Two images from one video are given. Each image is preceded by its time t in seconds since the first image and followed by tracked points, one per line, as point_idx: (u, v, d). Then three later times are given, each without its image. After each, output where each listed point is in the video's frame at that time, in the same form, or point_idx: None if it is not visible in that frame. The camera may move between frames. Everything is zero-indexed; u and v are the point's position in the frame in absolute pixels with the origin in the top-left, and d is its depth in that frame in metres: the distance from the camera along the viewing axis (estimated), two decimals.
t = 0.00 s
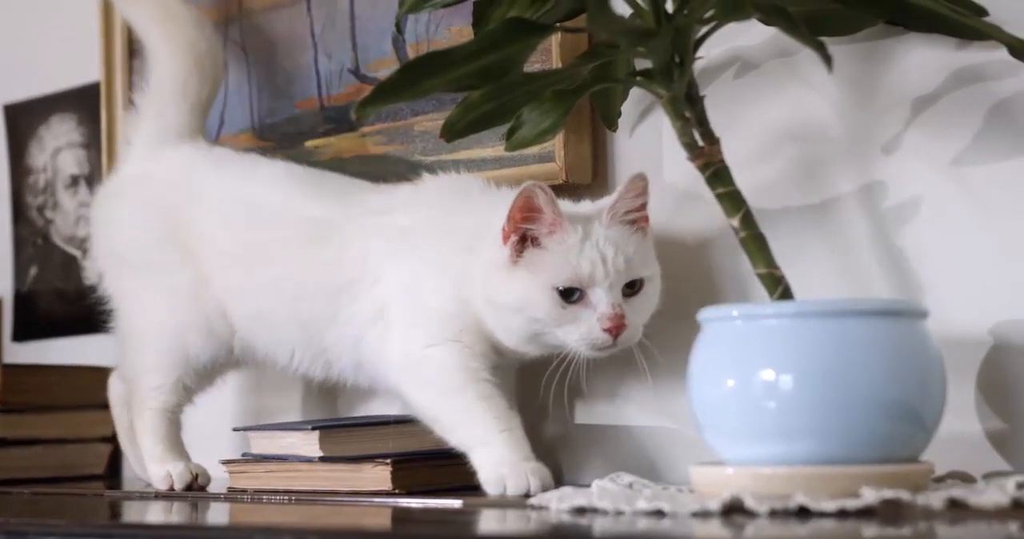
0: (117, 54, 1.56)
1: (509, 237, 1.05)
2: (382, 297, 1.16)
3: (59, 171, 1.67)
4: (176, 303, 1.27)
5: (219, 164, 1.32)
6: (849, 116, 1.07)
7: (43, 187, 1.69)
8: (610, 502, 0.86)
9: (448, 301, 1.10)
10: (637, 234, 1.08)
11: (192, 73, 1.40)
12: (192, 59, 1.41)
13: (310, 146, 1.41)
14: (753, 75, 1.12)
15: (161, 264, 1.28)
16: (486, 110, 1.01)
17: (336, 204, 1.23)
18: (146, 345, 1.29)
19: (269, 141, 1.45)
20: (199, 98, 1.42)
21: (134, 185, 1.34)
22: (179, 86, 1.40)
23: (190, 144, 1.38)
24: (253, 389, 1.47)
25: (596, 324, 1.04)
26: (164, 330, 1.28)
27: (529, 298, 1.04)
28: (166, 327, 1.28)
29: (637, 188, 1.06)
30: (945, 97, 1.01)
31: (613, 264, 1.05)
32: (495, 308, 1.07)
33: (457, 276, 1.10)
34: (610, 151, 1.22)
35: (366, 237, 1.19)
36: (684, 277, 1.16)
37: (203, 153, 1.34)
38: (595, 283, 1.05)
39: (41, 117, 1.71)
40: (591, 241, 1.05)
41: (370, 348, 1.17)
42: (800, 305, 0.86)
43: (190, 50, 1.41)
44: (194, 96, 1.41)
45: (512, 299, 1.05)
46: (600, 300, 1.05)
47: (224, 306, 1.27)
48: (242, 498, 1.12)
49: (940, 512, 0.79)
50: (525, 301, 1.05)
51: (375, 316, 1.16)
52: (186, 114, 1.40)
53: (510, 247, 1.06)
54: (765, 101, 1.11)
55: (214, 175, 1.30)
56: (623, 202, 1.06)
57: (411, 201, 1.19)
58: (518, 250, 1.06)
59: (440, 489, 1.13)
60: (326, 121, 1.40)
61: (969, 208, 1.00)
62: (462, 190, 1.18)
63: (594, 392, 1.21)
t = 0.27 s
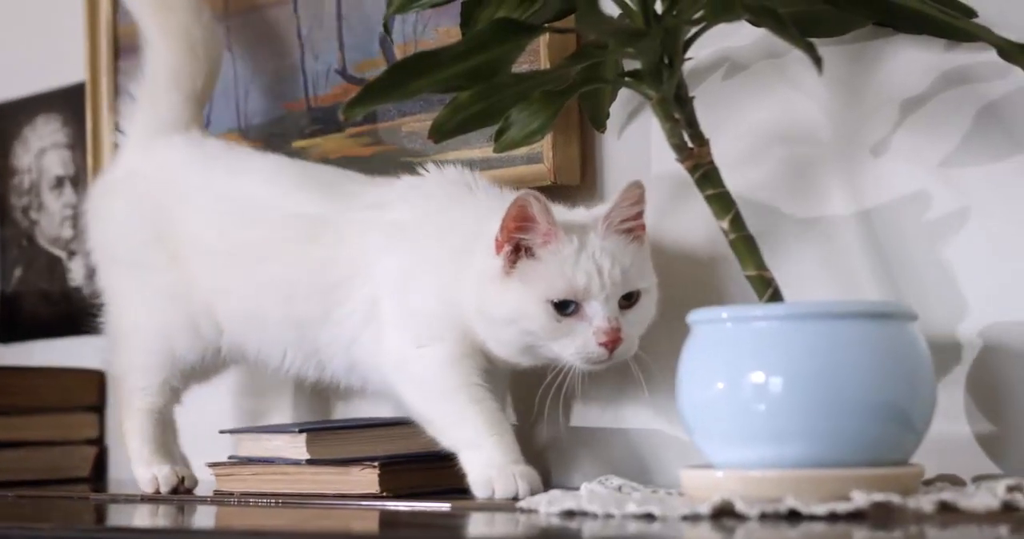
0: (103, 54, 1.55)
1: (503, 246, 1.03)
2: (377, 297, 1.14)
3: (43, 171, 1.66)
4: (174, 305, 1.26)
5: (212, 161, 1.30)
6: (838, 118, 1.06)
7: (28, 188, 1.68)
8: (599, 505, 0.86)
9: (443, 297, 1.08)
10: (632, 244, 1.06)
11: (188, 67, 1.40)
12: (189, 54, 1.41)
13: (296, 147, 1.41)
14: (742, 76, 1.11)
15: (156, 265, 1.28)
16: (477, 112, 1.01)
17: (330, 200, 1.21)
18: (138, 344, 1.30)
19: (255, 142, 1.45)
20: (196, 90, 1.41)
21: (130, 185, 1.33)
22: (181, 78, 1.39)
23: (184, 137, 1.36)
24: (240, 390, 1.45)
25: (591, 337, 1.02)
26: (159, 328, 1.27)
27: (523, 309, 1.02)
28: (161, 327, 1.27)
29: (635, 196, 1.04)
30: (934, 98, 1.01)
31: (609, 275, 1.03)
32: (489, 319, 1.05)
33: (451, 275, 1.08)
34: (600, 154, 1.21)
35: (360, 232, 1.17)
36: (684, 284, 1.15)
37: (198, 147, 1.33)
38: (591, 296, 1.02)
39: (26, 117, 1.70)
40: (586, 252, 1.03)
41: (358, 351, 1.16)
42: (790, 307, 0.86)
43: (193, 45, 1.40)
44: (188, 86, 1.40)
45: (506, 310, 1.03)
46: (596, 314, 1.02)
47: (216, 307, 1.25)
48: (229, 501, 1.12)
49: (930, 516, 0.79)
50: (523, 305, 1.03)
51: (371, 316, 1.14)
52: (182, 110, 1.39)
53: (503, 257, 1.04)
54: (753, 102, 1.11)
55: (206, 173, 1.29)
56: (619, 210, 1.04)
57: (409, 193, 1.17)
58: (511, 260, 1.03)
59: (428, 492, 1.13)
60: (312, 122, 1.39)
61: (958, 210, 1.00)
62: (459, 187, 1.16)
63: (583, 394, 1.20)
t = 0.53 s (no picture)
0: (91, 49, 1.54)
1: (508, 258, 1.00)
2: (367, 290, 1.12)
3: (31, 167, 1.65)
4: (170, 299, 1.25)
5: (204, 151, 1.28)
6: (831, 116, 1.06)
7: (15, 184, 1.67)
8: (592, 504, 0.85)
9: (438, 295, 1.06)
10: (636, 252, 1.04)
11: (175, 55, 1.37)
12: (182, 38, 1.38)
13: (286, 144, 1.40)
14: (734, 74, 1.11)
15: (148, 258, 1.27)
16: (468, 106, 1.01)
17: (323, 191, 1.19)
18: (125, 340, 1.29)
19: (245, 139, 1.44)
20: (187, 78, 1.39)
21: (121, 176, 1.31)
22: (167, 65, 1.37)
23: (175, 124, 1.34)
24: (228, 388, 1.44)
25: (602, 352, 1.00)
26: (152, 321, 1.26)
27: (531, 323, 1.00)
28: (154, 320, 1.26)
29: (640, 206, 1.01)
30: (927, 97, 1.01)
31: (618, 288, 1.01)
32: (493, 331, 1.03)
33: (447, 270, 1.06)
34: (592, 152, 1.21)
35: (355, 225, 1.15)
36: (686, 287, 1.14)
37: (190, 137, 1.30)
38: (601, 308, 1.00)
39: (13, 113, 1.69)
40: (594, 263, 1.01)
41: (349, 349, 1.16)
42: (783, 305, 0.85)
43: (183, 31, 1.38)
44: (178, 74, 1.38)
45: (512, 324, 1.01)
46: (605, 327, 1.00)
47: (210, 302, 1.23)
48: (218, 499, 1.12)
49: (924, 514, 0.79)
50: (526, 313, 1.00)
51: (363, 312, 1.13)
52: (173, 98, 1.36)
53: (509, 269, 1.01)
54: (746, 99, 1.10)
55: (198, 164, 1.26)
56: (625, 221, 1.02)
57: (406, 188, 1.16)
58: (517, 272, 1.00)
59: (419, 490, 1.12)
60: (302, 119, 1.38)
61: (951, 209, 1.00)
62: (457, 186, 1.14)
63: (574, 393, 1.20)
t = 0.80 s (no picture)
0: (79, 42, 1.53)
1: (504, 250, 0.99)
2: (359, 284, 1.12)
3: (16, 160, 1.64)
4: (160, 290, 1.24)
5: (194, 139, 1.26)
6: (822, 110, 1.06)
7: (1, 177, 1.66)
8: (582, 499, 0.85)
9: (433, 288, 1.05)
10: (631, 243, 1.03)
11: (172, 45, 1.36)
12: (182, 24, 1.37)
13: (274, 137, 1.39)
14: (724, 68, 1.11)
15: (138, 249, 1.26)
16: (460, 99, 1.00)
17: (316, 179, 1.18)
18: (117, 334, 1.28)
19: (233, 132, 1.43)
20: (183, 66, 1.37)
21: (112, 167, 1.30)
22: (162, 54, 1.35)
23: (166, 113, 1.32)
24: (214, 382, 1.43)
25: (601, 343, 0.99)
26: (141, 313, 1.25)
27: (528, 315, 0.99)
28: (144, 311, 1.25)
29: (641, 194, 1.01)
30: (919, 91, 1.01)
31: (615, 278, 1.00)
32: (488, 323, 1.02)
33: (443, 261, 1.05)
34: (581, 146, 1.20)
35: (350, 213, 1.14)
36: (680, 282, 1.14)
37: (181, 126, 1.29)
38: (598, 299, 1.00)
39: None
40: (590, 254, 1.00)
41: (337, 343, 1.15)
42: (774, 300, 0.85)
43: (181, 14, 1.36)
44: (170, 65, 1.36)
45: (508, 316, 1.00)
46: (603, 318, 1.00)
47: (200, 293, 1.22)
48: (205, 494, 1.11)
49: (915, 510, 0.78)
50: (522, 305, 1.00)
51: (354, 303, 1.12)
52: (167, 86, 1.35)
53: (504, 261, 1.00)
54: (735, 94, 1.10)
55: (189, 153, 1.25)
56: (622, 212, 1.01)
57: (402, 174, 1.15)
58: (512, 264, 1.00)
59: (407, 484, 1.12)
60: (290, 112, 1.38)
61: (942, 203, 1.00)
62: (454, 176, 1.13)
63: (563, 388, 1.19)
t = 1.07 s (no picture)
0: (64, 34, 1.52)
1: (498, 229, 0.98)
2: (344, 278, 1.11)
3: None
4: (156, 281, 1.23)
5: (189, 130, 1.25)
6: (810, 106, 1.06)
7: None
8: (569, 495, 0.85)
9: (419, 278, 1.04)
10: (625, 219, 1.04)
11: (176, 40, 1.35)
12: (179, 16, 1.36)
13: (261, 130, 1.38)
14: (713, 63, 1.10)
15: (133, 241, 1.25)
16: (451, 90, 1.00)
17: (310, 169, 1.17)
18: (108, 327, 1.27)
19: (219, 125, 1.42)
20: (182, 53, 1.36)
21: (108, 159, 1.29)
22: (165, 45, 1.34)
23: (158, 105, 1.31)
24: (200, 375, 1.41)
25: (602, 315, 0.99)
26: (135, 305, 1.25)
27: (527, 290, 0.98)
28: (139, 303, 1.24)
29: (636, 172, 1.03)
30: (909, 87, 1.01)
31: (613, 250, 1.00)
32: (484, 304, 1.00)
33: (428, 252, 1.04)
34: (569, 140, 1.20)
35: (339, 202, 1.13)
36: (671, 266, 1.13)
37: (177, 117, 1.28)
38: (598, 272, 0.99)
39: None
40: (588, 228, 1.00)
41: (328, 336, 1.14)
42: (762, 296, 0.85)
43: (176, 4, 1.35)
44: (167, 59, 1.35)
45: (504, 294, 0.98)
46: (604, 290, 0.99)
47: (194, 286, 1.21)
48: (190, 488, 1.10)
49: (901, 507, 0.78)
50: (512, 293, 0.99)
51: (342, 295, 1.11)
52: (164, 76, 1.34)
53: (497, 239, 0.99)
54: (723, 89, 1.10)
55: (180, 145, 1.24)
56: (620, 186, 1.02)
57: (392, 161, 1.14)
58: (506, 241, 0.99)
59: (393, 479, 1.11)
60: (277, 105, 1.37)
61: (930, 200, 1.00)
62: (442, 163, 1.12)
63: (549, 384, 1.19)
